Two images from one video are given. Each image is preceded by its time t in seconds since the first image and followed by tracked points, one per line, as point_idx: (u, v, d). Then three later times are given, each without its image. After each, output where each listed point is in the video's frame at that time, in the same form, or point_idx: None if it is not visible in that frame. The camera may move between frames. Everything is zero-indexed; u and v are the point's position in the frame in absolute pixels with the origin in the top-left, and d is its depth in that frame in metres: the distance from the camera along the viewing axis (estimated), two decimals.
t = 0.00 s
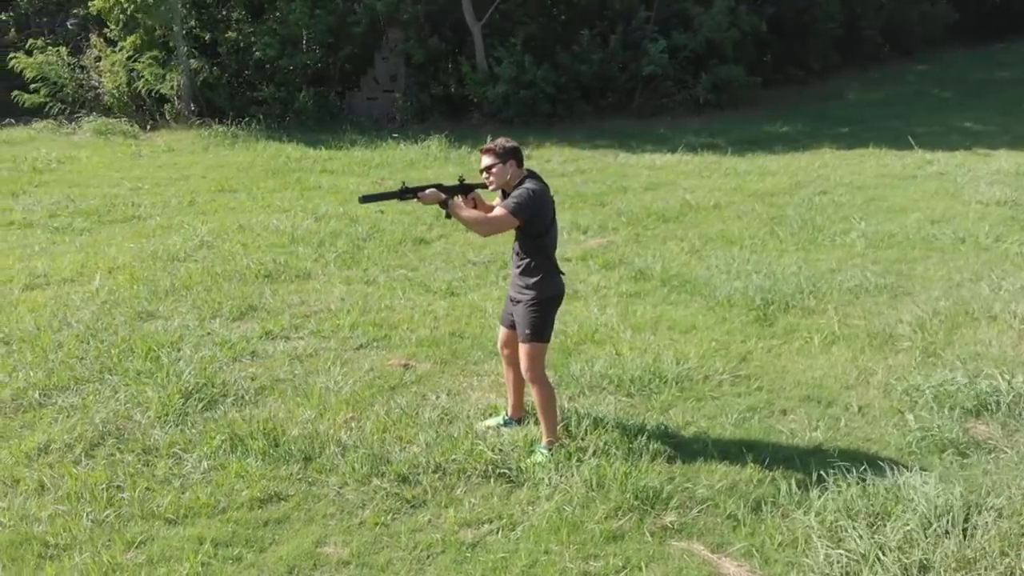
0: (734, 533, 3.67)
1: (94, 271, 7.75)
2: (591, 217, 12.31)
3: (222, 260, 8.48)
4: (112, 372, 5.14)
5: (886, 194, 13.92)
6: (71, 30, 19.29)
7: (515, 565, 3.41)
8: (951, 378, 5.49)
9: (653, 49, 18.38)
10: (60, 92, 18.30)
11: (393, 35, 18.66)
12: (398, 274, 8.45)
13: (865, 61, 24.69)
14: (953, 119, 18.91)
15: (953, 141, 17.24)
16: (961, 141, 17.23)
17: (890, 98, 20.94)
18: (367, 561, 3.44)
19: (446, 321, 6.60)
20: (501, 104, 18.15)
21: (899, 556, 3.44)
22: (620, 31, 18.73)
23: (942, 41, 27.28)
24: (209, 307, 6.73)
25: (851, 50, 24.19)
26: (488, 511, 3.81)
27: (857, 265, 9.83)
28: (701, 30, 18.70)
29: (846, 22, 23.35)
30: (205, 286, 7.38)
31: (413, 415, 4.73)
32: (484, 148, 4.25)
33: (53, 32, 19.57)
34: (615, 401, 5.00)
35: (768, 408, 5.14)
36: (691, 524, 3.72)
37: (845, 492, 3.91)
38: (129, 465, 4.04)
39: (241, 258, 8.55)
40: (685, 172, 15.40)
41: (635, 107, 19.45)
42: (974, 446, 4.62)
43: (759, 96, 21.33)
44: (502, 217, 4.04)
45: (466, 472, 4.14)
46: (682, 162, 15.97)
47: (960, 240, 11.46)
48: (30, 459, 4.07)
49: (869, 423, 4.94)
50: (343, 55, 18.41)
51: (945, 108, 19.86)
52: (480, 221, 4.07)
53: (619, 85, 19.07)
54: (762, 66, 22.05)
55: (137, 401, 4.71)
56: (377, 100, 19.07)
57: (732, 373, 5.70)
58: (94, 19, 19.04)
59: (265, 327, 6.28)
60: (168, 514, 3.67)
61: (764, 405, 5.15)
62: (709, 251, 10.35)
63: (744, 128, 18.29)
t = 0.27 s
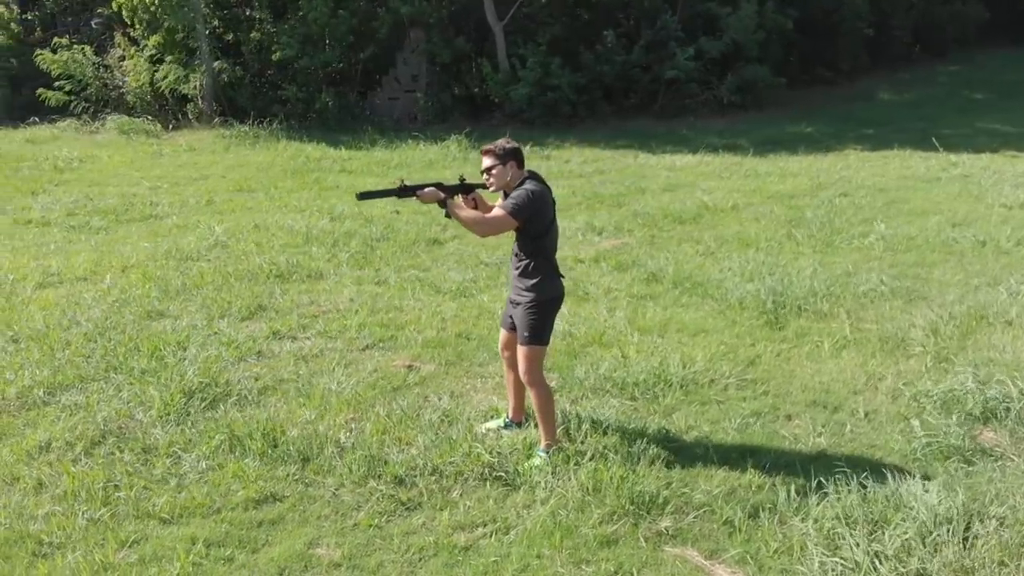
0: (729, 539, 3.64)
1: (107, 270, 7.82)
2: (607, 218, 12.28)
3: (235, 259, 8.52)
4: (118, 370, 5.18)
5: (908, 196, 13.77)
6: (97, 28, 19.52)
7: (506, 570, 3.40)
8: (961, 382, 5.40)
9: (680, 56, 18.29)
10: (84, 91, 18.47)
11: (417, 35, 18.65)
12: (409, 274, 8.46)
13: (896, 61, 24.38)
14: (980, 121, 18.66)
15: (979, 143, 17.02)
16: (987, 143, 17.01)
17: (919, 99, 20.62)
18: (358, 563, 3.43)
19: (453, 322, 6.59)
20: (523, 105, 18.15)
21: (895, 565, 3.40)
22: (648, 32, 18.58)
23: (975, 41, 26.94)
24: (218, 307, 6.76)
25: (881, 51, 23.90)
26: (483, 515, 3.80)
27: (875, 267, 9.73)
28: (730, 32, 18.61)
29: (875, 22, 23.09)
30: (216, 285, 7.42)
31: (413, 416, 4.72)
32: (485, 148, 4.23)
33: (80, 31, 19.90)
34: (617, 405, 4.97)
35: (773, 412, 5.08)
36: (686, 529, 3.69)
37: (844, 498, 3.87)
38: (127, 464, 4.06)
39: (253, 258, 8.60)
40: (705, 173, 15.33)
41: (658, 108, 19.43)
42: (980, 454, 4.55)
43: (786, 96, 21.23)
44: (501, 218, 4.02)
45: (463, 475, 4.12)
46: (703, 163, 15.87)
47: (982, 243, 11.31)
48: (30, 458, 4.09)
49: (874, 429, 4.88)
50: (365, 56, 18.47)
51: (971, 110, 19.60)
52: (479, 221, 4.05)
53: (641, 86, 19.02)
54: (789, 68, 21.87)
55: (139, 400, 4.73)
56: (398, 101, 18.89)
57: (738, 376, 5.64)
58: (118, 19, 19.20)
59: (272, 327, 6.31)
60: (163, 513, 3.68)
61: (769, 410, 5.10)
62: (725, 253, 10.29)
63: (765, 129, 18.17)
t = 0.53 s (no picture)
0: (722, 546, 3.60)
1: (120, 269, 7.87)
2: (623, 219, 12.23)
3: (247, 258, 8.56)
4: (121, 369, 5.19)
5: (931, 197, 13.58)
6: (121, 26, 19.50)
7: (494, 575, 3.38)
8: (972, 388, 5.31)
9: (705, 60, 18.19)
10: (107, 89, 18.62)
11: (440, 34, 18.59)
12: (421, 274, 8.46)
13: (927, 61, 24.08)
14: (1007, 122, 18.39)
15: (1005, 144, 16.77)
16: (1014, 144, 16.76)
17: (949, 99, 20.30)
18: (346, 565, 3.42)
19: (460, 322, 6.58)
20: (546, 105, 18.10)
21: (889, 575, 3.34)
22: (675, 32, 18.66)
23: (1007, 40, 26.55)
24: (226, 305, 6.78)
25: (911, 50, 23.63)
26: (476, 518, 3.78)
27: (894, 270, 9.60)
28: (756, 32, 18.51)
29: (905, 21, 22.84)
30: (225, 283, 7.45)
31: (412, 417, 4.71)
32: (486, 148, 4.16)
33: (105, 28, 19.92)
34: (618, 408, 4.94)
35: (777, 417, 5.02)
36: (679, 535, 3.66)
37: (841, 506, 3.81)
38: (123, 463, 4.07)
39: (265, 256, 8.62)
40: (726, 172, 15.24)
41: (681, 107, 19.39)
42: (986, 461, 4.47)
43: (815, 95, 21.04)
44: (499, 220, 3.97)
45: (458, 477, 4.10)
46: (725, 163, 15.76)
47: (1005, 245, 11.13)
48: (28, 456, 4.11)
49: (879, 435, 4.81)
50: (387, 54, 18.51)
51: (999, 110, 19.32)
52: (478, 223, 4.00)
53: (665, 85, 18.94)
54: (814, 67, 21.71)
55: (140, 399, 4.75)
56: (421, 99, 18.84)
57: (744, 380, 5.57)
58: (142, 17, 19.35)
59: (278, 326, 6.32)
60: (156, 512, 3.68)
61: (772, 414, 5.04)
62: (742, 253, 10.22)
63: (787, 129, 18.02)
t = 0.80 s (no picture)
0: (714, 552, 3.56)
1: (131, 266, 7.92)
2: (639, 218, 12.17)
3: (257, 255, 8.58)
4: (123, 366, 5.21)
5: (953, 198, 13.40)
6: (142, 23, 19.55)
7: None
8: (981, 392, 5.21)
9: (727, 57, 18.06)
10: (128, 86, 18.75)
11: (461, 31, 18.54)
12: (430, 272, 8.44)
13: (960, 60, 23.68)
14: None
15: None
16: None
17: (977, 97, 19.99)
18: (334, 566, 3.41)
19: (466, 321, 6.55)
20: (567, 103, 18.03)
21: None
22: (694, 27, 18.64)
23: None
24: (233, 303, 6.80)
25: (943, 49, 23.26)
26: (467, 521, 3.75)
27: (911, 271, 9.47)
28: (781, 30, 18.37)
29: (934, 19, 22.54)
30: (233, 281, 7.47)
31: (410, 418, 4.69)
32: (482, 147, 4.10)
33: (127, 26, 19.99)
34: (617, 411, 4.90)
35: (779, 421, 4.95)
36: (670, 540, 3.62)
37: (838, 512, 3.76)
38: (118, 461, 4.07)
39: (274, 254, 8.64)
40: (746, 172, 15.13)
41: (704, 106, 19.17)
42: (991, 467, 4.38)
43: (844, 95, 20.81)
44: (494, 220, 3.92)
45: (452, 479, 4.08)
46: (746, 163, 15.63)
47: None
48: (25, 452, 4.12)
49: (882, 440, 4.72)
50: (408, 52, 18.53)
51: None
52: (473, 223, 3.95)
53: (687, 83, 18.83)
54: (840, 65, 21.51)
55: (139, 397, 4.76)
56: (442, 97, 18.93)
57: (749, 383, 5.49)
58: (164, 15, 19.47)
59: (283, 324, 6.32)
60: (147, 511, 3.67)
61: (775, 418, 4.97)
62: (757, 253, 10.11)
63: (809, 128, 17.86)
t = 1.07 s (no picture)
0: (705, 557, 3.52)
1: (140, 264, 7.95)
2: (653, 217, 12.08)
3: (267, 253, 8.59)
4: (124, 364, 5.21)
5: (974, 198, 13.20)
6: (163, 20, 19.68)
7: None
8: (989, 396, 5.12)
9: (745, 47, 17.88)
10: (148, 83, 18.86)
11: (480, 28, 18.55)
12: (439, 271, 8.42)
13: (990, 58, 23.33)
14: None
15: None
16: None
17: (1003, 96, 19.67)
18: (319, 568, 3.38)
19: (469, 321, 6.52)
20: (586, 101, 17.91)
21: None
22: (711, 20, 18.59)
23: None
24: (238, 301, 6.80)
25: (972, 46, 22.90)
26: (456, 523, 3.72)
27: (928, 273, 9.33)
28: (802, 26, 18.12)
29: (962, 16, 22.22)
30: (241, 279, 7.48)
31: (406, 418, 4.67)
32: (481, 143, 4.02)
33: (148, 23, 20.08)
34: (616, 413, 4.85)
35: (780, 424, 4.88)
36: (661, 545, 3.58)
37: (832, 519, 3.70)
38: (112, 459, 4.05)
39: (283, 252, 8.64)
40: (764, 171, 14.99)
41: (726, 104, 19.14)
42: (996, 474, 4.29)
43: (869, 93, 20.64)
44: (489, 218, 3.85)
45: (444, 481, 4.05)
46: (765, 162, 15.50)
47: None
48: (20, 448, 4.11)
49: (883, 445, 4.65)
50: (427, 50, 18.55)
51: None
52: (467, 220, 3.87)
53: (707, 80, 18.74)
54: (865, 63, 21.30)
55: (136, 395, 4.75)
56: (461, 95, 19.01)
57: (752, 386, 5.42)
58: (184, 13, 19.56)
59: (287, 322, 6.32)
60: (137, 510, 3.66)
61: (776, 422, 4.90)
62: (770, 253, 10.00)
63: (829, 127, 17.69)
